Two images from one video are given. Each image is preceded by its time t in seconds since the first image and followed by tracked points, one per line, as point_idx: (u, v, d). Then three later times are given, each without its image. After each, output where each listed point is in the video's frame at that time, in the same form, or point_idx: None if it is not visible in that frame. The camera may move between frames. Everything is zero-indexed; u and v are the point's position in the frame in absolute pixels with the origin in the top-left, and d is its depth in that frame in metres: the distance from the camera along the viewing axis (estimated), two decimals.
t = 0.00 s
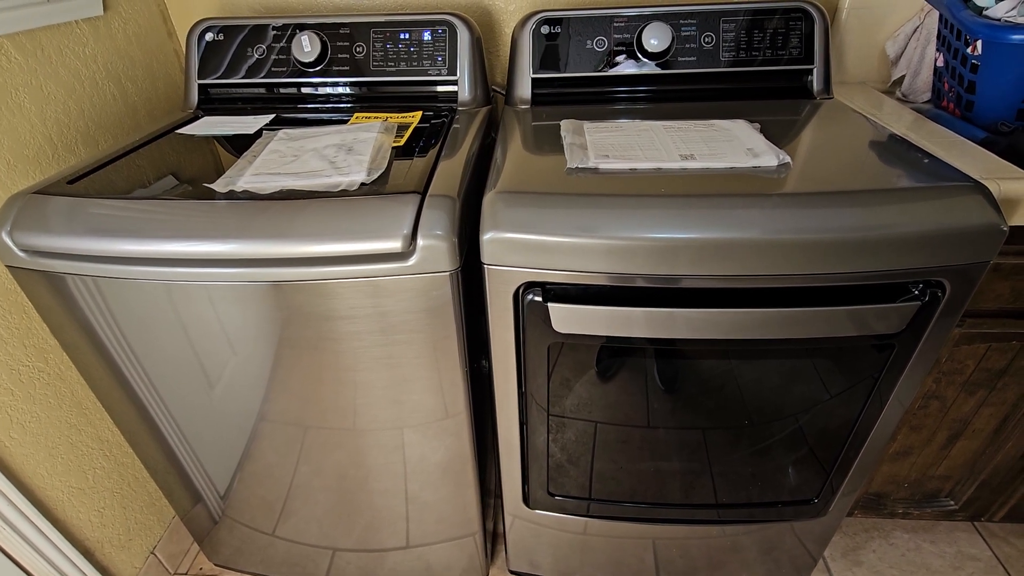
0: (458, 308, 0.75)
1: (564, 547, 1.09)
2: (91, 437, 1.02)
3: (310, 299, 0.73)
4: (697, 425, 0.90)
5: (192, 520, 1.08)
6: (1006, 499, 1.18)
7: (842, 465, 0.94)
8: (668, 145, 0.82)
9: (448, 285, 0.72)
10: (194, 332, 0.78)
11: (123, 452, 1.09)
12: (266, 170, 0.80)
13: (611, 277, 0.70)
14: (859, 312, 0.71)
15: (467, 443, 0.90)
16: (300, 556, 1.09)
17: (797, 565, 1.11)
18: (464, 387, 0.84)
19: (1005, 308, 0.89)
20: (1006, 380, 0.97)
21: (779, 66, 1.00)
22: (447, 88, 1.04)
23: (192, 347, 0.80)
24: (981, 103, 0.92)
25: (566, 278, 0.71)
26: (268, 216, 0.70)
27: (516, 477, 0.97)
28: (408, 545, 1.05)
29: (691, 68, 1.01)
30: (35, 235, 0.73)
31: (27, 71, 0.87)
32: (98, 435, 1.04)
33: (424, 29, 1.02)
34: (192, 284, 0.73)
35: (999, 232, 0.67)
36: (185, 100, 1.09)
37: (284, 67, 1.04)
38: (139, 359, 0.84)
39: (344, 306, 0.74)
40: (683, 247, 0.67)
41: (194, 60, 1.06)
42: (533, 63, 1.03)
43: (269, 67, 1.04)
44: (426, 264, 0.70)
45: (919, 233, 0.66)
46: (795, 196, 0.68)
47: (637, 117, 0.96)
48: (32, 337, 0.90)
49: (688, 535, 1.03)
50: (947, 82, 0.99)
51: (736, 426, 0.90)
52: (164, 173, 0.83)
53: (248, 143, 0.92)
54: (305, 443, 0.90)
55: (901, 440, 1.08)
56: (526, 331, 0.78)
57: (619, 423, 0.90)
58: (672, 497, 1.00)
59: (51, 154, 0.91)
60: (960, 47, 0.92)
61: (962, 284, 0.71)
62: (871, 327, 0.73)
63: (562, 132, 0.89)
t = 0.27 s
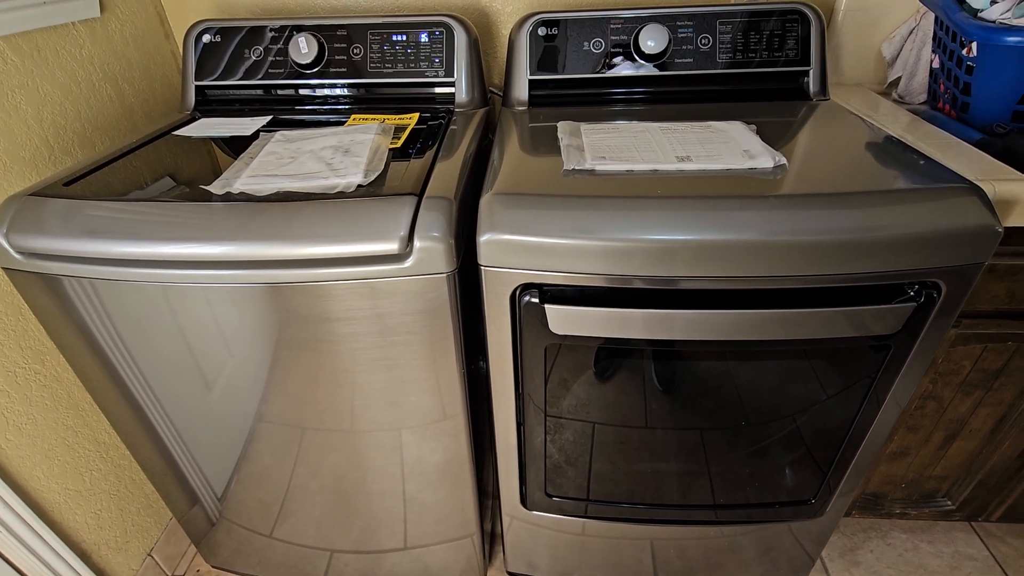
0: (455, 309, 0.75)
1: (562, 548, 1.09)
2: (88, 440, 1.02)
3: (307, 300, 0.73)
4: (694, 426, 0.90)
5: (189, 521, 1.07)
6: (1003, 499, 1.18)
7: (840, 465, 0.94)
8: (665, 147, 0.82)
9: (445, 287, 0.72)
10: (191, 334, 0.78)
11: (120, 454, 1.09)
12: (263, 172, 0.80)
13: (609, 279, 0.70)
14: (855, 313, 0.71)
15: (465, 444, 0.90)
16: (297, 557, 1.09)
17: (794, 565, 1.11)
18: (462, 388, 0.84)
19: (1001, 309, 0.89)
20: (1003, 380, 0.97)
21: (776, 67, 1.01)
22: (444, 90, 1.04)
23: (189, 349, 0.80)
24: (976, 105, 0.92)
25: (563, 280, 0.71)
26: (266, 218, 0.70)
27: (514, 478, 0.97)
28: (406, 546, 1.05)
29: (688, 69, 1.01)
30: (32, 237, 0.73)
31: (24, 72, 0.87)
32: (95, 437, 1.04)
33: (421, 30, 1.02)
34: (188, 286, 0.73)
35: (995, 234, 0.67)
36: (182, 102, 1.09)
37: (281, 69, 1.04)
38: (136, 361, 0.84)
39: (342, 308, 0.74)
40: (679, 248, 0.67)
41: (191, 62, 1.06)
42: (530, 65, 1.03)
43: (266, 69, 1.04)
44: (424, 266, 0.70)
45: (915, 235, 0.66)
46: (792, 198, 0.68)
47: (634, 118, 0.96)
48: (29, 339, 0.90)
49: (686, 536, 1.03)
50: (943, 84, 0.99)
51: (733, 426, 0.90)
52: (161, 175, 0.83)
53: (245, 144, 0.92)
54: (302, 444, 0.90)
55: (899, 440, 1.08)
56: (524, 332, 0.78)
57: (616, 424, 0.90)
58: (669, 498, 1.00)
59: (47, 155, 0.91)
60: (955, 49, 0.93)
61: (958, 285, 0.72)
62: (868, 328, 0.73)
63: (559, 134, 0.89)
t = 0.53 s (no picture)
0: (454, 309, 0.75)
1: (560, 548, 1.09)
2: (86, 440, 1.02)
3: (306, 300, 0.73)
4: (693, 426, 0.90)
5: (188, 522, 1.07)
6: (1001, 498, 1.18)
7: (838, 465, 0.94)
8: (664, 147, 0.82)
9: (444, 287, 0.72)
10: (190, 334, 0.78)
11: (118, 454, 1.09)
12: (262, 172, 0.80)
13: (607, 279, 0.71)
14: (854, 313, 0.71)
15: (464, 444, 0.90)
16: (296, 558, 1.09)
17: (793, 565, 1.11)
18: (460, 389, 0.84)
19: (998, 309, 0.89)
20: (1000, 380, 0.97)
21: (774, 68, 1.01)
22: (443, 90, 1.04)
23: (188, 349, 0.80)
24: (974, 105, 0.92)
25: (562, 280, 0.72)
26: (264, 218, 0.70)
27: (513, 479, 0.97)
28: (404, 547, 1.05)
29: (687, 70, 1.01)
30: (30, 237, 0.73)
31: (22, 73, 0.87)
32: (93, 438, 1.04)
33: (420, 31, 1.02)
34: (187, 286, 0.73)
35: (992, 233, 0.67)
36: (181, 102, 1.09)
37: (280, 69, 1.04)
38: (135, 362, 0.84)
39: (340, 308, 0.74)
40: (678, 248, 0.67)
41: (190, 62, 1.06)
42: (529, 65, 1.03)
43: (265, 69, 1.05)
44: (422, 266, 0.70)
45: (912, 235, 0.66)
46: (790, 198, 0.68)
47: (632, 119, 0.96)
48: (27, 340, 0.90)
49: (685, 536, 1.03)
50: (940, 84, 0.99)
51: (732, 426, 0.90)
52: (159, 175, 0.83)
53: (244, 144, 0.92)
54: (301, 444, 0.90)
55: (897, 440, 1.08)
56: (522, 332, 0.78)
57: (615, 424, 0.90)
58: (668, 498, 1.00)
59: (46, 155, 0.91)
60: (953, 50, 0.93)
61: (956, 284, 0.72)
62: (866, 328, 0.73)
63: (557, 134, 0.89)
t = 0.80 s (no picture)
0: (454, 309, 0.76)
1: (560, 548, 1.09)
2: (88, 440, 1.02)
3: (307, 300, 0.74)
4: (692, 426, 0.91)
5: (189, 522, 1.08)
6: (998, 498, 1.19)
7: (836, 465, 0.95)
8: (663, 148, 0.82)
9: (444, 287, 0.73)
10: (191, 334, 0.79)
11: (119, 454, 1.09)
12: (263, 173, 0.80)
13: (607, 279, 0.71)
14: (851, 313, 0.71)
15: (463, 444, 0.91)
16: (296, 557, 1.09)
17: (791, 565, 1.11)
18: (460, 389, 0.84)
19: (995, 310, 0.90)
20: (997, 381, 0.98)
21: (773, 69, 1.01)
22: (443, 91, 1.05)
23: (189, 349, 0.81)
24: (971, 107, 0.93)
25: (561, 280, 0.72)
26: (266, 218, 0.70)
27: (512, 478, 0.98)
28: (404, 546, 1.05)
29: (686, 71, 1.01)
30: (33, 237, 0.73)
31: (24, 73, 0.87)
32: (94, 437, 1.04)
33: (421, 32, 1.03)
34: (189, 286, 0.73)
35: (988, 235, 0.68)
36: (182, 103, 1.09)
37: (281, 70, 1.04)
38: (136, 361, 0.84)
39: (341, 308, 0.74)
40: (677, 248, 0.68)
41: (191, 63, 1.07)
42: (529, 67, 1.04)
43: (266, 70, 1.05)
44: (423, 267, 0.70)
45: (909, 236, 0.67)
46: (788, 199, 0.69)
47: (632, 120, 0.97)
48: (29, 339, 0.90)
49: (684, 536, 1.03)
50: (938, 86, 1.00)
51: (730, 426, 0.91)
52: (161, 176, 0.84)
53: (245, 145, 0.93)
54: (301, 444, 0.91)
55: (895, 440, 1.08)
56: (522, 332, 0.79)
57: (614, 423, 0.91)
58: (667, 498, 1.00)
59: (48, 156, 0.91)
60: (950, 52, 0.94)
61: (952, 285, 0.72)
62: (863, 329, 0.73)
63: (557, 135, 0.90)
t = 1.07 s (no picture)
0: (455, 308, 0.76)
1: (560, 546, 1.09)
2: (89, 438, 1.03)
3: (308, 299, 0.74)
4: (691, 425, 0.91)
5: (190, 520, 1.08)
6: (996, 497, 1.19)
7: (835, 464, 0.95)
8: (662, 148, 0.83)
9: (445, 285, 0.73)
10: (192, 332, 0.79)
11: (120, 452, 1.10)
12: (264, 172, 0.80)
13: (607, 278, 0.71)
14: (850, 312, 0.72)
15: (464, 442, 0.91)
16: (297, 556, 1.09)
17: (791, 564, 1.12)
18: (461, 387, 0.84)
19: (994, 309, 0.90)
20: (996, 380, 0.98)
21: (772, 69, 1.02)
22: (444, 91, 1.05)
23: (190, 348, 0.81)
24: (969, 107, 0.93)
25: (561, 279, 0.72)
26: (267, 217, 0.71)
27: (513, 477, 0.98)
28: (405, 544, 1.06)
29: (685, 71, 1.02)
30: (35, 236, 0.73)
31: (26, 72, 0.88)
32: (96, 435, 1.04)
33: (421, 32, 1.03)
34: (190, 284, 0.74)
35: (986, 234, 0.68)
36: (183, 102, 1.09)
37: (281, 69, 1.05)
38: (138, 360, 0.84)
39: (342, 306, 0.74)
40: (677, 247, 0.68)
41: (192, 62, 1.07)
42: (529, 66, 1.04)
43: (266, 69, 1.05)
44: (423, 265, 0.71)
45: (908, 235, 0.67)
46: (787, 198, 0.69)
47: (631, 120, 0.97)
48: (30, 338, 0.91)
49: (683, 534, 1.03)
50: (937, 86, 1.00)
51: (730, 425, 0.91)
52: (162, 175, 0.84)
53: (246, 144, 0.93)
54: (302, 442, 0.91)
55: (894, 439, 1.09)
56: (522, 331, 0.79)
57: (614, 422, 0.91)
58: (667, 496, 1.01)
59: (49, 154, 0.92)
60: (949, 52, 0.94)
61: (950, 284, 0.73)
62: (862, 327, 0.74)
63: (557, 135, 0.90)
